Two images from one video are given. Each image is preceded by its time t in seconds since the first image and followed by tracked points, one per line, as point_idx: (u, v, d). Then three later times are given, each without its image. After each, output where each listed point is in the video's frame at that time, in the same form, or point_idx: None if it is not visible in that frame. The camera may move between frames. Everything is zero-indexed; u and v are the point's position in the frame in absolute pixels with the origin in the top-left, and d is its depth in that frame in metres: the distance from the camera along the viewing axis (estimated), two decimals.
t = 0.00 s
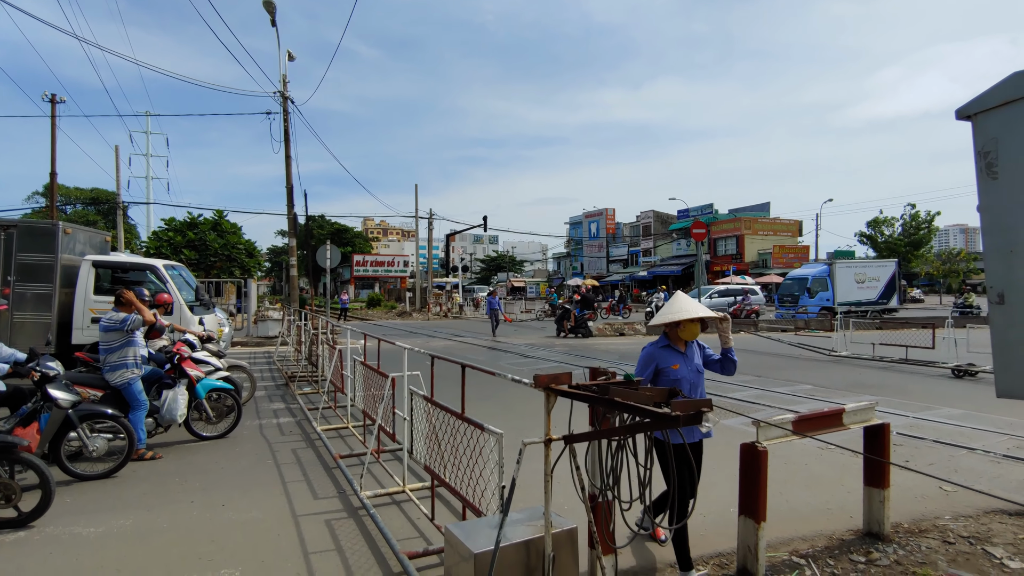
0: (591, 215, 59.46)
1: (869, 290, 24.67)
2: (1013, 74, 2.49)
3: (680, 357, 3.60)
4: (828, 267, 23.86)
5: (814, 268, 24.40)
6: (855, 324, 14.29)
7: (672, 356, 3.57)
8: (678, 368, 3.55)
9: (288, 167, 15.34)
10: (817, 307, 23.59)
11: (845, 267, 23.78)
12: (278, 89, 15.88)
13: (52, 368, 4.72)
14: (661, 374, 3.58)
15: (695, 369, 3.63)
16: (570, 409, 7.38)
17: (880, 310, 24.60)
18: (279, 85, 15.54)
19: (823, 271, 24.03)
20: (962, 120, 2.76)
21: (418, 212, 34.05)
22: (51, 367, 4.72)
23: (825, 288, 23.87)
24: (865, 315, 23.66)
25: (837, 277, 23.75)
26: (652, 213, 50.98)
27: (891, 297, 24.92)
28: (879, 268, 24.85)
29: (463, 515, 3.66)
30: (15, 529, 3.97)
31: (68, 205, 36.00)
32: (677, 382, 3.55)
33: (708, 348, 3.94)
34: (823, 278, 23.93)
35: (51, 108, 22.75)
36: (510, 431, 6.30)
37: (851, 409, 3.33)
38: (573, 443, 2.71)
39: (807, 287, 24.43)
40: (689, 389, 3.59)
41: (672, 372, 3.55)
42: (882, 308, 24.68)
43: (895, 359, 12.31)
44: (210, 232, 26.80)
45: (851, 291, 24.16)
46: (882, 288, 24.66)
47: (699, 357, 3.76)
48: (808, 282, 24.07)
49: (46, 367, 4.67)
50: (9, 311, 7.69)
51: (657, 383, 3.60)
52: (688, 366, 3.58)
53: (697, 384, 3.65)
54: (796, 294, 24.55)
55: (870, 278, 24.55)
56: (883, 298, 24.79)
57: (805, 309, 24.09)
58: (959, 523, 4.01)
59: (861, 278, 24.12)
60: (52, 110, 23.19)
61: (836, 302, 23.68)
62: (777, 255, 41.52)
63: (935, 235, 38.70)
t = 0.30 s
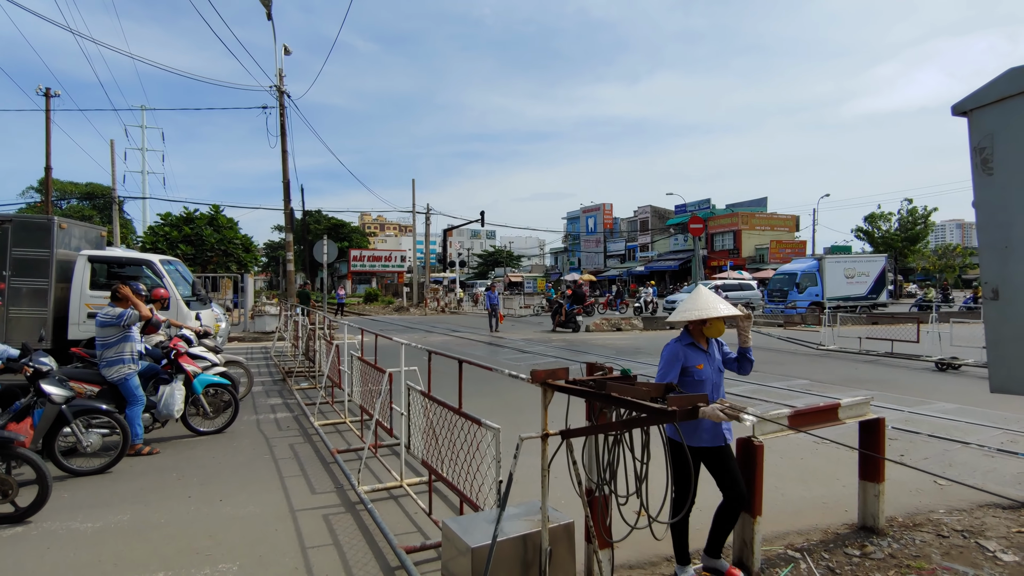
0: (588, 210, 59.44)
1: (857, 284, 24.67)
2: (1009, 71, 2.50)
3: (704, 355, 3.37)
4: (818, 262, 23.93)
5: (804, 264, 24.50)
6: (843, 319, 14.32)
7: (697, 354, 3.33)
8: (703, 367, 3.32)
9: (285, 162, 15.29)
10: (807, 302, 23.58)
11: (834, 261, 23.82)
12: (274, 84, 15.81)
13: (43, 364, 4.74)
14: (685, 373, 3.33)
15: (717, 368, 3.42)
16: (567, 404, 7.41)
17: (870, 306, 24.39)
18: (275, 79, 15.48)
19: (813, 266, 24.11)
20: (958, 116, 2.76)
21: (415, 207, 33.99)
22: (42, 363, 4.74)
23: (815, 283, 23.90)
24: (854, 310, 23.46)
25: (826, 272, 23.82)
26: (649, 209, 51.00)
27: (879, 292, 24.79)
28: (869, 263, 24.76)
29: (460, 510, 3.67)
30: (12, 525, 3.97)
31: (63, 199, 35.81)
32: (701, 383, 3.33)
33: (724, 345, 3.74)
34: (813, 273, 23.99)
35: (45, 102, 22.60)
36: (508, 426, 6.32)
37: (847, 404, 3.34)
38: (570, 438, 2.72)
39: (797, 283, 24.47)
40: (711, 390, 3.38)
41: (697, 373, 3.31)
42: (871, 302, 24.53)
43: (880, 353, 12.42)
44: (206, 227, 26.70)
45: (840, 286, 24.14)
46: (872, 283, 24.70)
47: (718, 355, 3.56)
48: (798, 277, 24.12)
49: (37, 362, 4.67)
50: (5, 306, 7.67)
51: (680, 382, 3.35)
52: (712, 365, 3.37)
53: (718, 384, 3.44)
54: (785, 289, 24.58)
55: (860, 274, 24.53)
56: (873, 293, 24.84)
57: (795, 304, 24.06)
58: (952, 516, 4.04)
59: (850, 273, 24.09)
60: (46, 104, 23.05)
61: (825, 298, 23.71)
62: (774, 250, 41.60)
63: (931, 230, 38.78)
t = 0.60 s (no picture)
0: (586, 209, 59.41)
1: (850, 284, 24.61)
2: (1006, 70, 2.51)
3: (739, 364, 3.15)
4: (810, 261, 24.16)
5: (797, 263, 24.80)
6: (833, 317, 14.36)
7: (732, 362, 3.11)
8: (738, 377, 3.10)
9: (283, 161, 15.27)
10: (799, 301, 23.85)
11: (825, 260, 23.83)
12: (272, 83, 15.77)
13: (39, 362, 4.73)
14: (719, 383, 3.10)
15: (753, 379, 3.19)
16: (565, 403, 7.41)
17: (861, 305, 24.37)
18: (273, 77, 15.45)
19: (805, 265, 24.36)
20: (956, 116, 2.77)
21: (413, 206, 33.98)
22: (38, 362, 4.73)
23: (806, 283, 24.16)
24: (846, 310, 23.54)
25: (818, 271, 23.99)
26: (647, 208, 51.04)
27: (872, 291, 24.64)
28: (862, 262, 24.62)
29: (459, 508, 3.67)
30: (9, 524, 3.96)
31: (59, 199, 35.67)
32: (735, 393, 3.10)
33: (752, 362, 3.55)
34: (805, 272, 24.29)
35: (41, 100, 22.50)
36: (506, 425, 6.33)
37: (844, 402, 3.35)
38: (568, 437, 2.71)
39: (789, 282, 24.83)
40: (748, 401, 3.15)
41: (732, 382, 3.08)
42: (863, 302, 24.46)
43: (874, 351, 12.45)
44: (203, 226, 26.61)
45: (832, 284, 24.16)
46: (863, 282, 24.58)
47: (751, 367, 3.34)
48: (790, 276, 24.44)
49: (33, 361, 4.67)
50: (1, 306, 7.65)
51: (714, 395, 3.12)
52: (748, 376, 3.14)
53: (754, 397, 3.20)
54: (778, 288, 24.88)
55: (851, 273, 24.49)
56: (864, 292, 24.65)
57: (787, 303, 24.21)
58: (950, 515, 4.05)
59: (843, 272, 24.13)
60: (43, 103, 22.95)
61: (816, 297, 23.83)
62: (772, 249, 41.66)
63: (928, 229, 38.86)
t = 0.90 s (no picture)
0: (585, 209, 59.41)
1: (843, 283, 24.67)
2: (1005, 70, 2.51)
3: (777, 366, 2.94)
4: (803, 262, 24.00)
5: (789, 263, 24.55)
6: (823, 317, 14.13)
7: (770, 364, 2.90)
8: (777, 379, 2.89)
9: (282, 160, 15.25)
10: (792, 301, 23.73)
11: (819, 260, 23.93)
12: (271, 82, 15.76)
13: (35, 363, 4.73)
14: (756, 386, 2.88)
15: (792, 381, 2.98)
16: (563, 403, 7.41)
17: (854, 305, 24.51)
18: (272, 77, 15.43)
19: (797, 265, 24.14)
20: (955, 116, 2.77)
21: (412, 206, 33.96)
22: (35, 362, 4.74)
23: (799, 283, 23.97)
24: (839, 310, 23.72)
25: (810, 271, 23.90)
26: (646, 208, 51.10)
27: (865, 291, 24.68)
28: (855, 262, 24.61)
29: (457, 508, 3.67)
30: (7, 524, 3.95)
31: (57, 198, 35.59)
32: (774, 396, 2.89)
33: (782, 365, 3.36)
34: (798, 273, 24.07)
35: (39, 99, 22.44)
36: (504, 425, 6.33)
37: (842, 402, 3.35)
38: (567, 437, 2.70)
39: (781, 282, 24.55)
40: (786, 405, 2.94)
41: (770, 384, 2.87)
42: (856, 303, 24.59)
43: (871, 351, 12.50)
44: (202, 226, 26.56)
45: (825, 284, 24.28)
46: (857, 282, 24.60)
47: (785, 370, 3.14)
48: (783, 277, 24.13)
49: (31, 361, 4.71)
50: None
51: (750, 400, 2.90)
52: (787, 378, 2.93)
53: (792, 401, 2.99)
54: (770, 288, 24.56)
55: (846, 273, 24.56)
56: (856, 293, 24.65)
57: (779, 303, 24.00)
58: (947, 515, 4.06)
59: (836, 272, 24.12)
60: (41, 102, 22.89)
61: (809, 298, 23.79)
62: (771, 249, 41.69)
63: (926, 230, 38.92)
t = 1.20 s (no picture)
0: (584, 210, 59.43)
1: (840, 285, 24.58)
2: (1004, 73, 2.51)
3: (802, 373, 2.91)
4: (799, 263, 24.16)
5: (786, 264, 24.75)
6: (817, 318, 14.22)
7: (796, 372, 2.87)
8: (802, 387, 2.86)
9: (281, 161, 15.26)
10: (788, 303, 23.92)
11: (814, 262, 23.85)
12: (270, 84, 15.78)
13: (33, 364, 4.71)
14: (781, 394, 2.86)
15: (816, 388, 2.95)
16: (563, 405, 7.41)
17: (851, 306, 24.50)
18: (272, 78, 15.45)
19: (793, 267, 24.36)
20: (954, 118, 2.78)
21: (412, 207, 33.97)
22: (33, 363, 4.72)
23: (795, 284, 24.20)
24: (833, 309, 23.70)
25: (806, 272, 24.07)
26: (646, 209, 51.14)
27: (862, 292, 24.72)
28: (851, 263, 24.58)
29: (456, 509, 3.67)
30: (6, 525, 3.95)
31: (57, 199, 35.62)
32: (799, 405, 2.86)
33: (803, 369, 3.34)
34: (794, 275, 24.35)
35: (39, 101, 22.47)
36: (504, 427, 6.33)
37: (842, 404, 3.36)
38: (566, 439, 2.70)
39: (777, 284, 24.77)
40: (811, 413, 2.91)
41: (796, 393, 2.84)
42: (852, 304, 24.53)
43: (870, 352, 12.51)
44: (202, 227, 26.57)
45: (821, 286, 24.19)
46: (853, 283, 24.57)
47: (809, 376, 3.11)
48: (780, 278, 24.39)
49: (29, 363, 4.66)
50: None
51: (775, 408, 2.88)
52: (813, 386, 2.90)
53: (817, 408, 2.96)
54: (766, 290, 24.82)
55: (841, 274, 24.49)
56: (855, 294, 24.70)
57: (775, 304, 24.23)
58: (947, 516, 4.06)
59: (832, 273, 23.99)
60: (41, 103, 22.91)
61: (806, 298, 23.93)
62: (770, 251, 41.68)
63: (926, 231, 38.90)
